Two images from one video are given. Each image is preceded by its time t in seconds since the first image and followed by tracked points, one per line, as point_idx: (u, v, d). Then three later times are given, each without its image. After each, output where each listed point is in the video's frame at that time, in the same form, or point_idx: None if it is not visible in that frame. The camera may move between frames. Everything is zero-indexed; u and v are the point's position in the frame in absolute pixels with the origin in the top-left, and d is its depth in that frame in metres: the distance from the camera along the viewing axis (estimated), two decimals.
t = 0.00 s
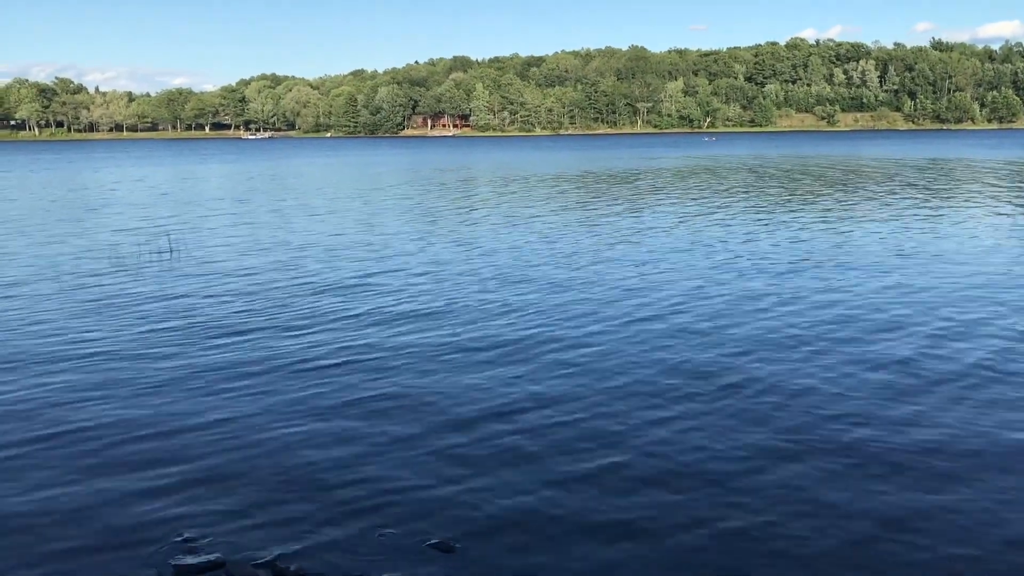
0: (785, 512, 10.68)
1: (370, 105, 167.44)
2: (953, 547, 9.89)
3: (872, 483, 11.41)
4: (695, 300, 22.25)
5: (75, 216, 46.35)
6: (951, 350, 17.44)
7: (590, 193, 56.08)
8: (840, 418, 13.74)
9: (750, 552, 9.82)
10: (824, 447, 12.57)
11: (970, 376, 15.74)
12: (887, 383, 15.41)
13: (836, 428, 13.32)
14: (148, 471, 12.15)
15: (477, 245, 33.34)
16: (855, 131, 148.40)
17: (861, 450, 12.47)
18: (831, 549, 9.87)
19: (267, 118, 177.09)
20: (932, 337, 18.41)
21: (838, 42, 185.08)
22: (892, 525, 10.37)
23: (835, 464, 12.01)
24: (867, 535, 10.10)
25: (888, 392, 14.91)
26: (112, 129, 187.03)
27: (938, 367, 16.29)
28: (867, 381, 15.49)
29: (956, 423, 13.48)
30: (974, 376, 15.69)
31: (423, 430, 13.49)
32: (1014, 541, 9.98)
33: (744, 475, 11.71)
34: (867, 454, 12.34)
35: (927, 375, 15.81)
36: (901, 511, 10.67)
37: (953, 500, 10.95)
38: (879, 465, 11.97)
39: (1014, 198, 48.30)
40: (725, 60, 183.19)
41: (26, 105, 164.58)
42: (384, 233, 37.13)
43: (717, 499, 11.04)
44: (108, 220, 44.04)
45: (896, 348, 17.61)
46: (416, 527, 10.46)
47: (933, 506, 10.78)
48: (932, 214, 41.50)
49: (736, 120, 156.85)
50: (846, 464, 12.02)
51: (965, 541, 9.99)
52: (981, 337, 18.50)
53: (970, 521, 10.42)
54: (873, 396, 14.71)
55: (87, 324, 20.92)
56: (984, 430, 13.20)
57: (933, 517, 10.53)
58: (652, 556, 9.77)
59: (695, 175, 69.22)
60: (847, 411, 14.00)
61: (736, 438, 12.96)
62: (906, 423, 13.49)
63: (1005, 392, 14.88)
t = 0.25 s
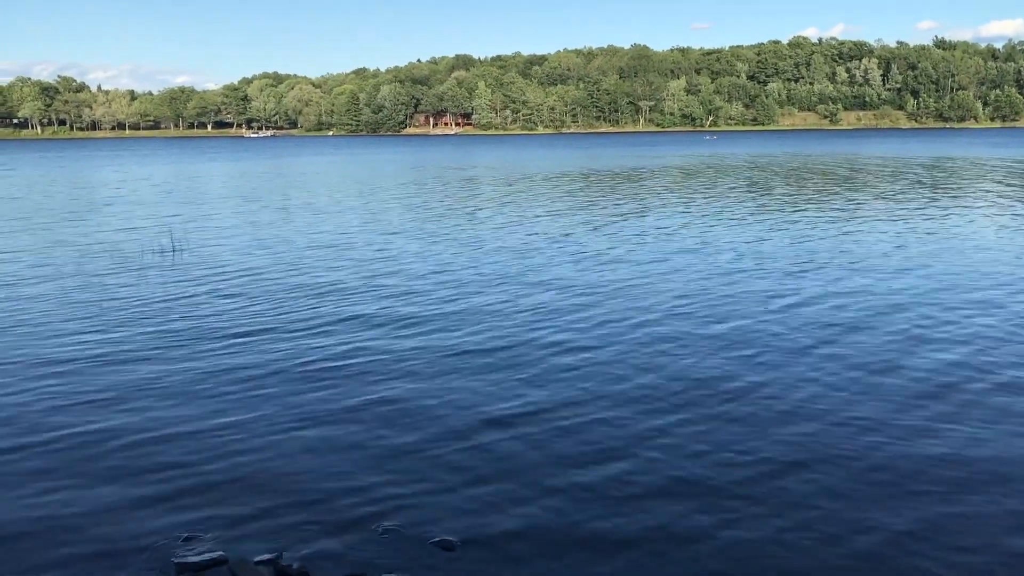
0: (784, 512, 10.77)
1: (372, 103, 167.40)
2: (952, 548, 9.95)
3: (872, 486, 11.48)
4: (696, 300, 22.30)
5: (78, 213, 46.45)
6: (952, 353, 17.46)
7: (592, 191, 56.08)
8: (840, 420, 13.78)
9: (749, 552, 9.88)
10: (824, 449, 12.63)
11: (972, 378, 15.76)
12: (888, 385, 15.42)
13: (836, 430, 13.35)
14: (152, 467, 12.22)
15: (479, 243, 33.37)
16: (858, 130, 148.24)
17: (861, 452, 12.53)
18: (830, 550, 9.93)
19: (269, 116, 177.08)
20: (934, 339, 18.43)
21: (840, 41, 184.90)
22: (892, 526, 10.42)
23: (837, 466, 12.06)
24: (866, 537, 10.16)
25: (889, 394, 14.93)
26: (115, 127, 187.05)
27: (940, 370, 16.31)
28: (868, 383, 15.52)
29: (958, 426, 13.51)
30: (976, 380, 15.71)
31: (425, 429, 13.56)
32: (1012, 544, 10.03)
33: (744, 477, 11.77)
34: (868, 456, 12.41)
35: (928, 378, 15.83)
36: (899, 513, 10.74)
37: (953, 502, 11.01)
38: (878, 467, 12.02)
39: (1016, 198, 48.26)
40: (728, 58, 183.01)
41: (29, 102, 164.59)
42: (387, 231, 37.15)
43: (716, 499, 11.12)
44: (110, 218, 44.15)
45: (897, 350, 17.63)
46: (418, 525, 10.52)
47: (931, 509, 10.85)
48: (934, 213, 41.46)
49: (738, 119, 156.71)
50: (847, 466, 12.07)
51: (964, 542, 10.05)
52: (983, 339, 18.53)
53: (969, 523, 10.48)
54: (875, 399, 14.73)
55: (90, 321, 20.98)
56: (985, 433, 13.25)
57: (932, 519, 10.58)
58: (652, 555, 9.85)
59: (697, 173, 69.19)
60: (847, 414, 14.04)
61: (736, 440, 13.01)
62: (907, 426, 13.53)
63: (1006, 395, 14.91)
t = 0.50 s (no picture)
0: (788, 510, 10.72)
1: (373, 101, 167.43)
2: (953, 546, 9.93)
3: (878, 483, 11.42)
4: (697, 298, 22.28)
5: (80, 212, 46.55)
6: (958, 350, 17.37)
7: (593, 190, 56.06)
8: (845, 417, 13.71)
9: (750, 550, 9.87)
10: (828, 447, 12.57)
11: (978, 376, 15.68)
12: (894, 382, 15.34)
13: (841, 427, 13.29)
14: (153, 467, 12.24)
15: (480, 242, 33.36)
16: (859, 128, 148.13)
17: (866, 450, 12.46)
18: (831, 547, 9.91)
19: (271, 115, 177.15)
20: (938, 336, 18.37)
21: (842, 39, 184.75)
22: (893, 524, 10.40)
23: (841, 463, 12.01)
24: (867, 535, 10.14)
25: (895, 392, 14.85)
26: (116, 126, 187.23)
27: (945, 367, 16.22)
28: (873, 380, 15.46)
29: (964, 424, 13.43)
30: (982, 377, 15.63)
31: (426, 427, 13.54)
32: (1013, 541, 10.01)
33: (746, 473, 11.75)
34: (873, 453, 12.34)
35: (933, 375, 15.77)
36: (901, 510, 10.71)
37: (958, 501, 10.95)
38: (884, 465, 11.95)
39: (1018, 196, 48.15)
40: (729, 57, 182.92)
41: (30, 102, 164.69)
42: (388, 230, 37.17)
43: (719, 498, 11.08)
44: (112, 217, 44.24)
45: (902, 347, 17.55)
46: (418, 523, 10.52)
47: (933, 506, 10.82)
48: (936, 211, 41.35)
49: (739, 118, 156.64)
50: (851, 463, 12.01)
51: (969, 540, 10.01)
52: (988, 336, 18.45)
53: (970, 520, 10.46)
54: (880, 396, 14.66)
55: (92, 321, 21.01)
56: (992, 430, 13.17)
57: (933, 516, 10.57)
58: (654, 554, 9.81)
59: (698, 172, 69.21)
60: (852, 411, 13.97)
61: (740, 438, 12.95)
62: (913, 423, 13.46)
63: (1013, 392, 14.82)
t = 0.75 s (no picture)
0: (787, 512, 10.76)
1: (373, 100, 167.24)
2: (953, 551, 9.95)
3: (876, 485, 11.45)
4: (695, 297, 22.32)
5: (79, 210, 46.48)
6: (957, 352, 17.40)
7: (592, 189, 55.99)
8: (844, 420, 13.73)
9: (748, 552, 9.91)
10: (827, 449, 12.60)
11: (975, 378, 15.70)
12: (891, 384, 15.38)
13: (841, 430, 13.30)
14: (153, 466, 12.27)
15: (478, 241, 33.33)
16: (859, 128, 148.04)
17: (865, 453, 12.48)
18: (829, 551, 9.95)
19: (270, 113, 176.98)
20: (936, 338, 18.41)
21: (842, 39, 184.66)
22: (892, 528, 10.43)
23: (840, 466, 12.04)
24: (863, 538, 10.19)
25: (892, 394, 14.90)
26: (115, 124, 187.08)
27: (944, 369, 16.25)
28: (872, 383, 15.48)
29: (963, 426, 13.47)
30: (982, 379, 15.67)
31: (425, 427, 13.59)
32: (1012, 546, 10.03)
33: (743, 476, 11.79)
34: (871, 455, 12.37)
35: (930, 377, 15.82)
36: (899, 514, 10.75)
37: (957, 505, 10.98)
38: (883, 468, 11.98)
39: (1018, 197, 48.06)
40: (729, 56, 182.80)
41: (30, 100, 164.51)
42: (387, 229, 37.14)
43: (717, 500, 11.11)
44: (111, 216, 44.16)
45: (902, 349, 17.56)
46: (416, 523, 10.55)
47: (931, 510, 10.84)
48: (935, 211, 41.26)
49: (739, 117, 156.47)
50: (851, 466, 12.04)
51: (965, 545, 10.05)
52: (987, 338, 18.47)
53: (968, 524, 10.48)
54: (879, 399, 14.67)
55: (90, 320, 21.00)
56: (991, 434, 13.20)
57: (931, 520, 10.59)
58: (651, 557, 9.85)
59: (698, 171, 69.19)
60: (852, 413, 13.99)
61: (739, 440, 12.98)
62: (912, 426, 13.49)
63: (1013, 395, 14.85)
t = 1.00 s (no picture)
0: (788, 510, 10.70)
1: (373, 99, 167.21)
2: (954, 546, 9.91)
3: (876, 482, 11.43)
4: (695, 296, 22.30)
5: (79, 208, 46.50)
6: (956, 350, 17.38)
7: (592, 188, 55.99)
8: (845, 417, 13.67)
9: (748, 549, 9.86)
10: (826, 445, 12.58)
11: (975, 376, 15.68)
12: (891, 381, 15.36)
13: (842, 428, 13.24)
14: (152, 462, 12.25)
15: (477, 240, 33.32)
16: (860, 128, 148.06)
17: (867, 450, 12.43)
18: (829, 547, 9.92)
19: (271, 111, 176.94)
20: (935, 336, 18.38)
21: (842, 39, 184.73)
22: (892, 524, 10.39)
23: (842, 463, 11.98)
24: (863, 534, 10.15)
25: (891, 391, 14.87)
26: (116, 123, 186.99)
27: (943, 367, 16.22)
28: (872, 380, 15.47)
29: (965, 424, 13.40)
30: (984, 377, 15.61)
31: (424, 423, 13.56)
32: (1012, 541, 9.99)
33: (744, 472, 11.75)
34: (871, 452, 12.35)
35: (930, 374, 15.79)
36: (899, 510, 10.71)
37: (959, 501, 10.92)
38: (882, 465, 11.95)
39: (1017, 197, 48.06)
40: (730, 55, 182.77)
41: (31, 97, 164.50)
42: (387, 228, 37.11)
43: (719, 497, 11.05)
44: (111, 213, 44.15)
45: (903, 347, 17.51)
46: (415, 520, 10.51)
47: (931, 506, 10.81)
48: (935, 211, 41.24)
49: (740, 117, 156.45)
50: (852, 463, 11.99)
51: (965, 541, 10.00)
52: (989, 337, 18.41)
53: (968, 520, 10.45)
54: (881, 397, 14.61)
55: (89, 317, 20.98)
56: (994, 431, 13.15)
57: (932, 516, 10.55)
58: (651, 553, 9.80)
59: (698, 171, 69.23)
60: (853, 411, 13.93)
61: (740, 437, 12.92)
62: (913, 423, 13.43)
63: (1015, 393, 14.79)
